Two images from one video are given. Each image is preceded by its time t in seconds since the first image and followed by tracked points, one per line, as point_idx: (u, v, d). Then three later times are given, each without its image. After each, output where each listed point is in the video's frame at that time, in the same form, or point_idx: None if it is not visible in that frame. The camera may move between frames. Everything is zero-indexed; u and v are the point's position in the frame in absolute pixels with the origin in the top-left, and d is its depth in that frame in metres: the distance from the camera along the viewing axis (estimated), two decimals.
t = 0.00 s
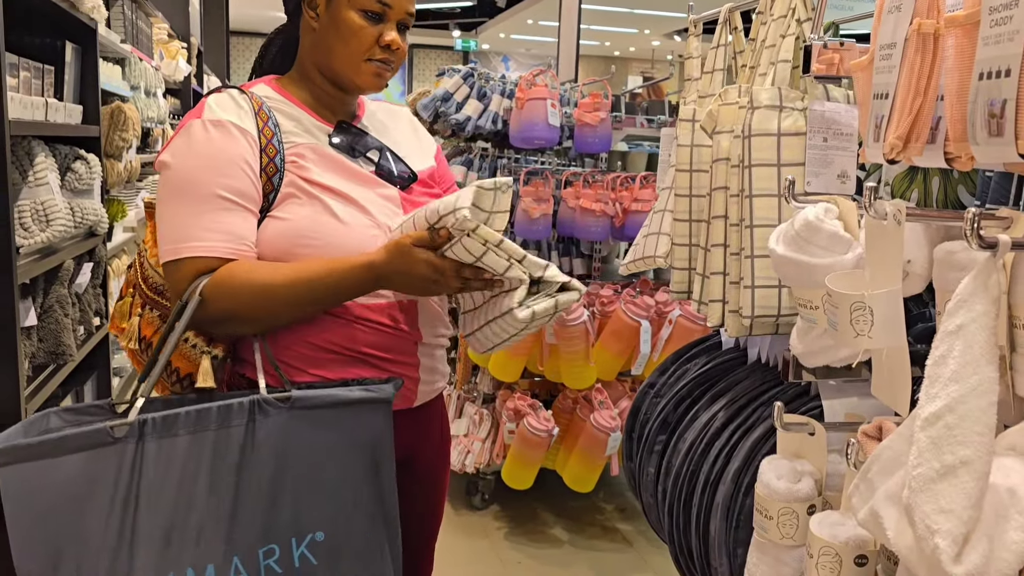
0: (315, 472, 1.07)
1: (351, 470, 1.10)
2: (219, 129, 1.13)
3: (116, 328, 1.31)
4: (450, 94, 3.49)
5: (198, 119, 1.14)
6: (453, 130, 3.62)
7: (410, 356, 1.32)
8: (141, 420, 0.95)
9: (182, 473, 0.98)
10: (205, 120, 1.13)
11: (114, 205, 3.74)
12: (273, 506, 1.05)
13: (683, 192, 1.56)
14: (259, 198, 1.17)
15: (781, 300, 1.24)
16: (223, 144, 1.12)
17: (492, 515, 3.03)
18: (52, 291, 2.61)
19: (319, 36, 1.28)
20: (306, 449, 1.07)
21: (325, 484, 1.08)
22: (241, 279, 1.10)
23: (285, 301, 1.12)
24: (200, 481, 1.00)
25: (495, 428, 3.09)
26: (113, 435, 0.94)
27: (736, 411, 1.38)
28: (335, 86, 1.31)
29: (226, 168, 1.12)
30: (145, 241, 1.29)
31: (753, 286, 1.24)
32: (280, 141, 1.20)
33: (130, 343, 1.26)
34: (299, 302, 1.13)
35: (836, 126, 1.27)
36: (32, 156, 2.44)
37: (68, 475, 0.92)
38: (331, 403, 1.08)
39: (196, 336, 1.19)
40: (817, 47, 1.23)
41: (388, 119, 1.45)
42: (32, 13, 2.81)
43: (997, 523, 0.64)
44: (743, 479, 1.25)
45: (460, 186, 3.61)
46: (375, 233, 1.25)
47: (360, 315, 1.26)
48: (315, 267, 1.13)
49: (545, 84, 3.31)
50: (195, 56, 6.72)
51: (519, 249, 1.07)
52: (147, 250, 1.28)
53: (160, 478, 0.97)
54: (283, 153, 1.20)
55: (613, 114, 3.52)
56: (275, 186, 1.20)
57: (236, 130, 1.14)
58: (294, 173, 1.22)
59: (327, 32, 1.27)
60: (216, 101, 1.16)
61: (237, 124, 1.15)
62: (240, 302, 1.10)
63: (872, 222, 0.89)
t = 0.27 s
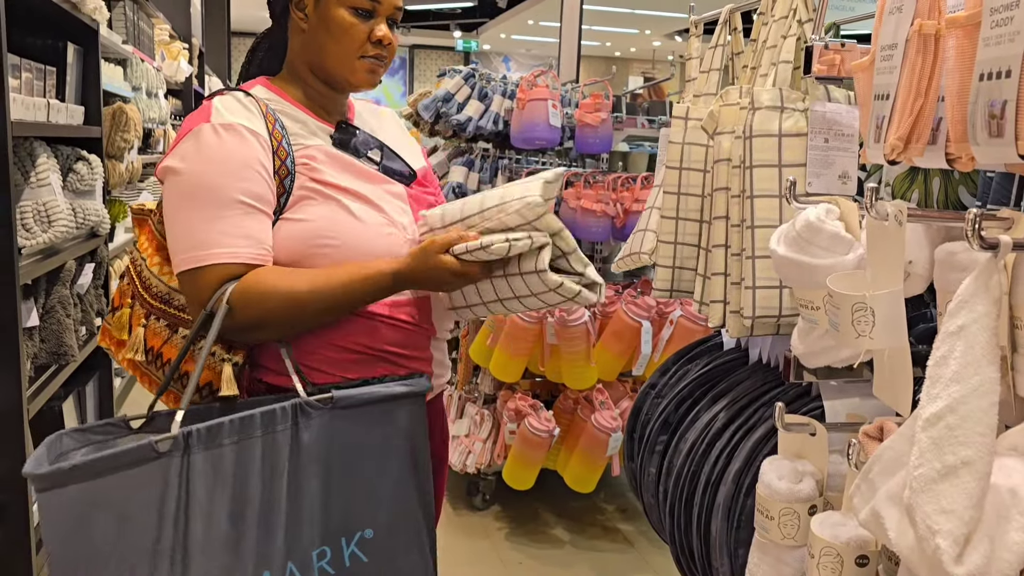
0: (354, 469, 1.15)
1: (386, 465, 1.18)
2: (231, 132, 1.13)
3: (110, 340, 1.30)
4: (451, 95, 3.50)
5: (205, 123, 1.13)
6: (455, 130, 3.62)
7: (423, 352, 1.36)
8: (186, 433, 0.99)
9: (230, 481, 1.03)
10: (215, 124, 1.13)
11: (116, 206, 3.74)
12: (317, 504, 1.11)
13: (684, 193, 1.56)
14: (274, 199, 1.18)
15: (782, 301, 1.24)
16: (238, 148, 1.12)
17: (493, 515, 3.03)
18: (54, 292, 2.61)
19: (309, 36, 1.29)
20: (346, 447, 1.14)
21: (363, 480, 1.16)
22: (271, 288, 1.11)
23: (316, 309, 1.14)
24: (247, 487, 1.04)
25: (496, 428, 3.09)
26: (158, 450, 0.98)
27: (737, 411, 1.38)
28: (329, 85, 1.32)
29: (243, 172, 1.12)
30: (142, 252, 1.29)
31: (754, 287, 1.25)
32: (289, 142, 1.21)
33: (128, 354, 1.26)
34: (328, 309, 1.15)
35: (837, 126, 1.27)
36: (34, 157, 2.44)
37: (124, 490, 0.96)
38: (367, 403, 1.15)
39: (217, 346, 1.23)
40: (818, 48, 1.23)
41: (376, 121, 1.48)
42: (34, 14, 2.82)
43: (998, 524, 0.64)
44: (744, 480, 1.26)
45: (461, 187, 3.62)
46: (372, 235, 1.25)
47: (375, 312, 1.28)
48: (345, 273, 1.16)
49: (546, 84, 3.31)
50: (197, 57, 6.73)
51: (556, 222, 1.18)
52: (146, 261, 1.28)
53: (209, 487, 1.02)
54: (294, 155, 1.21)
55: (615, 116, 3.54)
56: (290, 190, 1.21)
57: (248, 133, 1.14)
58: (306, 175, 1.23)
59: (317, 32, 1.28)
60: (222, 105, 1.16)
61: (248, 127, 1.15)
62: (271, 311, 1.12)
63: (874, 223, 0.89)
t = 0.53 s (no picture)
0: (379, 465, 1.18)
1: (409, 460, 1.22)
2: (236, 133, 1.13)
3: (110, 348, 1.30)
4: (451, 94, 3.50)
5: (209, 123, 1.13)
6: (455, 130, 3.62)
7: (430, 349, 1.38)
8: (215, 439, 1.00)
9: (261, 484, 1.04)
10: (220, 125, 1.12)
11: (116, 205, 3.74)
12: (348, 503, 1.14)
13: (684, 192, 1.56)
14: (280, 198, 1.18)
15: (782, 300, 1.24)
16: (244, 148, 1.12)
17: (494, 515, 3.03)
18: (55, 292, 2.62)
19: (306, 37, 1.29)
20: (370, 446, 1.17)
21: (388, 476, 1.19)
22: (284, 283, 1.11)
23: (330, 297, 1.14)
24: (280, 488, 1.06)
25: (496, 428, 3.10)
26: (189, 458, 0.99)
27: (737, 410, 1.38)
28: (326, 85, 1.32)
29: (251, 171, 1.12)
30: (140, 258, 1.29)
31: (754, 286, 1.25)
32: (292, 142, 1.21)
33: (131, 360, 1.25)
34: (342, 297, 1.15)
35: (837, 125, 1.27)
36: (34, 157, 2.44)
37: (158, 499, 0.98)
38: (388, 401, 1.18)
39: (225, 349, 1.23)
40: (818, 46, 1.22)
41: (367, 121, 1.49)
42: (34, 13, 2.82)
43: (998, 522, 0.64)
44: (744, 478, 1.26)
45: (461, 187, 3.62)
46: (371, 234, 1.25)
47: (383, 309, 1.29)
48: (354, 260, 1.16)
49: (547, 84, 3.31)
50: (197, 57, 6.73)
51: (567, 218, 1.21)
52: (146, 267, 1.28)
53: (241, 491, 1.03)
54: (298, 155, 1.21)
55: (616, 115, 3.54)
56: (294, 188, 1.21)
57: (253, 133, 1.14)
58: (311, 174, 1.23)
59: (314, 33, 1.28)
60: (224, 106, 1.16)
61: (252, 127, 1.15)
62: (288, 305, 1.12)
63: (873, 221, 0.89)
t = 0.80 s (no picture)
0: (382, 467, 1.18)
1: (412, 461, 1.22)
2: (235, 136, 1.13)
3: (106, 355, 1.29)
4: (452, 95, 3.49)
5: (209, 126, 1.13)
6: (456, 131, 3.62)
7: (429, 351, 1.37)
8: (224, 441, 1.00)
9: (267, 487, 1.04)
10: (220, 128, 1.13)
11: (117, 206, 3.74)
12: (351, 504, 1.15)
13: (685, 192, 1.56)
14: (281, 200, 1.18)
15: (783, 300, 1.24)
16: (244, 151, 1.12)
17: (495, 516, 3.03)
18: (56, 292, 2.62)
19: (309, 36, 1.29)
20: (374, 448, 1.17)
21: (391, 477, 1.20)
22: (292, 286, 1.12)
23: (338, 301, 1.15)
24: (284, 491, 1.06)
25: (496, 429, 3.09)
26: (197, 460, 0.98)
27: (738, 410, 1.38)
28: (326, 83, 1.33)
29: (251, 174, 1.12)
30: (136, 264, 1.28)
31: (754, 286, 1.24)
32: (291, 145, 1.21)
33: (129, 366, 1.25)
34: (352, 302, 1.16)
35: (838, 125, 1.27)
36: (35, 157, 2.44)
37: (165, 503, 0.96)
38: (393, 404, 1.18)
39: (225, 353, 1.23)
40: (819, 46, 1.23)
41: (362, 121, 1.49)
42: (36, 14, 2.82)
43: (999, 522, 0.64)
44: (744, 479, 1.25)
45: (461, 187, 3.62)
46: (371, 234, 1.26)
47: (383, 311, 1.29)
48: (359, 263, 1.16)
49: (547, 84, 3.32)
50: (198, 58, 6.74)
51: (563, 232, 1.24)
52: (142, 273, 1.28)
53: (248, 494, 1.02)
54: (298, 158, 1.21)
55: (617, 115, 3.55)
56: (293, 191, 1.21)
57: (253, 136, 1.14)
58: (309, 175, 1.23)
59: (318, 31, 1.28)
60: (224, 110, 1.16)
61: (251, 130, 1.15)
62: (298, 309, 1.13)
63: (874, 221, 0.89)
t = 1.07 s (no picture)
0: (380, 484, 1.17)
1: (412, 479, 1.21)
2: (231, 147, 1.13)
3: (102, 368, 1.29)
4: (451, 106, 3.50)
5: (205, 138, 1.14)
6: (455, 141, 3.63)
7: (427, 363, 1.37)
8: (217, 457, 1.00)
9: (262, 503, 1.04)
10: (216, 140, 1.13)
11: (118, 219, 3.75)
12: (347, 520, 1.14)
13: (685, 202, 1.56)
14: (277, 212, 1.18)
15: (784, 308, 1.24)
16: (239, 163, 1.13)
17: (497, 526, 3.02)
18: (57, 304, 2.62)
19: (312, 45, 1.29)
20: (373, 464, 1.16)
21: (389, 494, 1.19)
22: (289, 295, 1.12)
23: (338, 308, 1.15)
24: (280, 508, 1.06)
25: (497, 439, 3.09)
26: (190, 476, 0.98)
27: (739, 419, 1.38)
28: (327, 93, 1.34)
29: (248, 187, 1.12)
30: (132, 277, 1.28)
31: (755, 294, 1.24)
32: (287, 158, 1.22)
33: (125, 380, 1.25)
34: (351, 309, 1.16)
35: (837, 133, 1.27)
36: (36, 170, 2.44)
37: (156, 517, 0.98)
38: (392, 420, 1.17)
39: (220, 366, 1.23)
40: (815, 56, 1.28)
41: (360, 134, 1.49)
42: (38, 28, 2.84)
43: (1002, 530, 0.64)
44: (748, 488, 1.25)
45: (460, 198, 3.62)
46: (371, 245, 1.26)
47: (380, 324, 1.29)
48: (355, 268, 1.16)
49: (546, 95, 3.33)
50: (198, 71, 6.76)
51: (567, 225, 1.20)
52: (138, 286, 1.27)
53: (242, 510, 1.02)
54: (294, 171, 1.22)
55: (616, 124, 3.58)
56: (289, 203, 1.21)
57: (248, 149, 1.15)
58: (307, 188, 1.24)
59: (320, 40, 1.29)
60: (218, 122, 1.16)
61: (246, 142, 1.15)
62: (296, 317, 1.12)
63: (874, 228, 0.89)
